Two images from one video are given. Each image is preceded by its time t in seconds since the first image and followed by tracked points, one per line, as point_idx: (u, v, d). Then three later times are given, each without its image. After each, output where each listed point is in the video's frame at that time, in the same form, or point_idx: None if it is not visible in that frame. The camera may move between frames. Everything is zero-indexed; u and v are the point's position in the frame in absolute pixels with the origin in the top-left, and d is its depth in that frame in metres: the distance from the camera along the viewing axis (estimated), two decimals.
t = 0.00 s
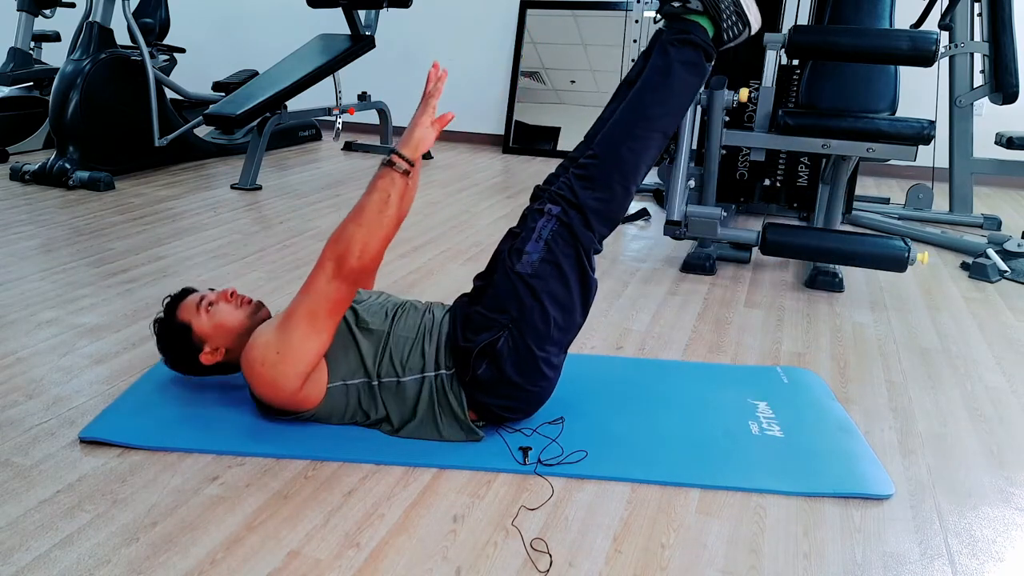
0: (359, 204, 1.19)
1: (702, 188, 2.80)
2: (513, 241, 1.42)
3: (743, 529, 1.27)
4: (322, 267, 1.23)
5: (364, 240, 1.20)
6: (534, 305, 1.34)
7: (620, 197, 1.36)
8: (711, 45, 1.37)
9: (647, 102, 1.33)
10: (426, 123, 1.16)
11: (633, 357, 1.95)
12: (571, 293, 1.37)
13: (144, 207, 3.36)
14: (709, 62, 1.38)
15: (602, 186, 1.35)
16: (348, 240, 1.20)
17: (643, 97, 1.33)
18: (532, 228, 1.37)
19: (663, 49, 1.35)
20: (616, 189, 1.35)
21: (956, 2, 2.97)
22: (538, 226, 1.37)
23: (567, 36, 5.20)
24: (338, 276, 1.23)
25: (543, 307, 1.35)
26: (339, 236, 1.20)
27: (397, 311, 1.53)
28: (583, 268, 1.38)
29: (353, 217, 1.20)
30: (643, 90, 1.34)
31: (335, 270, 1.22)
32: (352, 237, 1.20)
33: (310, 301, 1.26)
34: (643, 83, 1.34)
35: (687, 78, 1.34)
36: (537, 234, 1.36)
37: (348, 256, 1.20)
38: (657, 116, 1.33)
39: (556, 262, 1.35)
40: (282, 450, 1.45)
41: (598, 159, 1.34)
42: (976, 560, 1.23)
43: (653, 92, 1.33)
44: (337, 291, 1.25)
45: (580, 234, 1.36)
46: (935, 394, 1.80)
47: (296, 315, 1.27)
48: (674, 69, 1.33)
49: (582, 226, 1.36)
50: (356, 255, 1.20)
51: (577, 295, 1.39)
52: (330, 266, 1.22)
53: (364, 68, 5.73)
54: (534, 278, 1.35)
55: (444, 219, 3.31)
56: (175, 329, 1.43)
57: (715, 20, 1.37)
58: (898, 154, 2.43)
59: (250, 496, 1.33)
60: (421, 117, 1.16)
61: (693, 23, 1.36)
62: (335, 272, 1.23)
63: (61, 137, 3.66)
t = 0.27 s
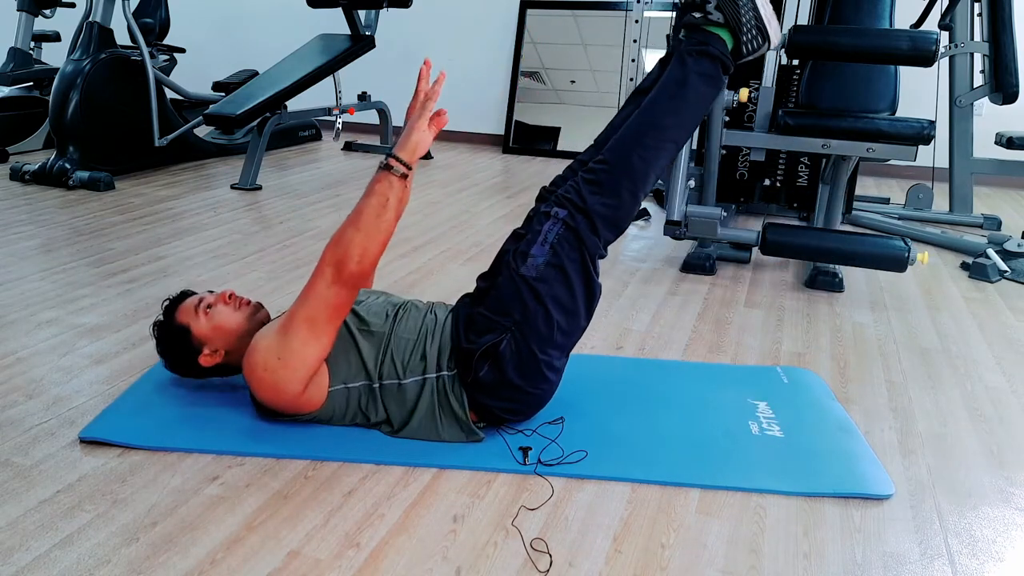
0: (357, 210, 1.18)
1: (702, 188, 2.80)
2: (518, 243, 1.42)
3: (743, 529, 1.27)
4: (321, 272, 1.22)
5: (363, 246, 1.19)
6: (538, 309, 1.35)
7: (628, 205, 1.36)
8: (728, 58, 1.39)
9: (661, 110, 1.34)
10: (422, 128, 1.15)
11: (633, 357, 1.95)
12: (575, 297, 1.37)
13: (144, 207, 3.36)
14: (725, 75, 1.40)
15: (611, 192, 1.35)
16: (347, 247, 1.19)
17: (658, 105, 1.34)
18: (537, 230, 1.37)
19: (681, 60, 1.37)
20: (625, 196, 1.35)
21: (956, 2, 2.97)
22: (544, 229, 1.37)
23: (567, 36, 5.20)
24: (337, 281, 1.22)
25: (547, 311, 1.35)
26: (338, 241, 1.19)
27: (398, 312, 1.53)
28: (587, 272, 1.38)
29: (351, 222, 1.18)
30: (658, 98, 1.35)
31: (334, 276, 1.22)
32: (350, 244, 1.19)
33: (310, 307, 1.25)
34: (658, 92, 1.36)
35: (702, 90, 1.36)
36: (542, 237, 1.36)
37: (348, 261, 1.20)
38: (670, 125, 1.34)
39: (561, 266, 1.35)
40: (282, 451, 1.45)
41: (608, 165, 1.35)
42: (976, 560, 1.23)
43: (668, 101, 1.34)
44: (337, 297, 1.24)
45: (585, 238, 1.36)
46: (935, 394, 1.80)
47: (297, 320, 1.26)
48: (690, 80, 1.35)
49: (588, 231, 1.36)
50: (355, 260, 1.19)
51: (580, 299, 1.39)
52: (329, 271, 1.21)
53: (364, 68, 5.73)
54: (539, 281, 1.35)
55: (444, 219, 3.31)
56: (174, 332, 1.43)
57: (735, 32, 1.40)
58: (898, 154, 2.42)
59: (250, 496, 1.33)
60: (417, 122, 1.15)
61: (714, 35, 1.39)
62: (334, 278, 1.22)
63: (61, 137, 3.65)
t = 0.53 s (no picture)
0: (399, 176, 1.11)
1: (702, 187, 2.80)
2: (512, 241, 1.42)
3: (743, 529, 1.27)
4: (357, 236, 1.15)
5: (400, 213, 1.11)
6: (535, 307, 1.35)
7: (621, 202, 1.35)
8: (725, 57, 1.39)
9: (658, 108, 1.34)
10: (472, 100, 1.12)
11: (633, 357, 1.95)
12: (572, 294, 1.37)
13: (144, 207, 3.36)
14: (723, 73, 1.40)
15: (604, 188, 1.35)
16: (385, 213, 1.11)
17: (654, 103, 1.34)
18: (531, 228, 1.37)
19: (679, 59, 1.37)
20: (618, 193, 1.35)
21: (956, 2, 2.97)
22: (537, 226, 1.36)
23: (567, 36, 5.20)
24: (371, 248, 1.15)
25: (544, 310, 1.35)
26: (377, 207, 1.12)
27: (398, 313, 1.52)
28: (582, 269, 1.37)
29: (393, 186, 1.11)
30: (654, 96, 1.35)
31: (369, 242, 1.15)
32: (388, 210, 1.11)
33: (342, 272, 1.19)
34: (655, 90, 1.36)
35: (699, 88, 1.36)
36: (536, 234, 1.36)
37: (383, 228, 1.12)
38: (665, 123, 1.34)
39: (555, 262, 1.35)
40: (282, 450, 1.45)
41: (603, 162, 1.34)
42: (976, 560, 1.23)
43: (664, 100, 1.35)
44: (371, 265, 1.18)
45: (579, 234, 1.35)
46: (935, 394, 1.80)
47: (327, 284, 1.21)
48: (687, 79, 1.35)
49: (582, 227, 1.36)
50: (390, 228, 1.12)
51: (576, 296, 1.38)
52: (364, 237, 1.15)
53: (364, 68, 5.73)
54: (534, 279, 1.34)
55: (444, 219, 3.31)
56: (194, 270, 1.37)
57: (734, 31, 1.40)
58: (898, 154, 2.42)
59: (250, 496, 1.33)
60: (467, 92, 1.12)
61: (712, 33, 1.38)
62: (368, 244, 1.15)
63: (61, 137, 3.65)
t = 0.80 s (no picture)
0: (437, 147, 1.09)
1: (702, 187, 2.80)
2: (504, 240, 1.41)
3: (743, 529, 1.27)
4: (386, 206, 1.14)
5: (435, 184, 1.09)
6: (532, 304, 1.34)
7: (609, 191, 1.33)
8: (702, 39, 1.36)
9: (638, 95, 1.31)
10: (514, 76, 1.08)
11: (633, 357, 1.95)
12: (567, 289, 1.37)
13: (144, 207, 3.36)
14: (701, 56, 1.37)
15: (590, 178, 1.32)
16: (419, 185, 1.10)
17: (634, 90, 1.31)
18: (521, 225, 1.36)
19: (654, 44, 1.33)
20: (605, 182, 1.32)
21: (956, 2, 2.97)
22: (527, 224, 1.35)
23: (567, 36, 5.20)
24: (399, 220, 1.14)
25: (542, 307, 1.35)
26: (411, 176, 1.10)
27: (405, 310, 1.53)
28: (576, 263, 1.37)
29: (429, 156, 1.09)
30: (634, 82, 1.32)
31: (398, 213, 1.13)
32: (424, 181, 1.09)
33: (369, 245, 1.17)
34: (634, 76, 1.33)
35: (677, 72, 1.33)
36: (527, 231, 1.35)
37: (415, 201, 1.11)
38: (647, 109, 1.31)
39: (549, 258, 1.34)
40: (283, 450, 1.45)
41: (587, 152, 1.31)
42: (976, 560, 1.23)
43: (643, 85, 1.31)
44: (397, 238, 1.16)
45: (570, 229, 1.34)
46: (935, 394, 1.80)
47: (352, 257, 1.19)
48: (665, 63, 1.32)
49: (573, 221, 1.34)
50: (422, 201, 1.11)
51: (572, 291, 1.38)
52: (394, 207, 1.13)
53: (364, 69, 5.73)
54: (530, 277, 1.34)
55: (444, 219, 3.31)
56: (221, 237, 1.36)
57: (708, 13, 1.36)
58: (898, 155, 2.44)
59: (250, 496, 1.33)
60: (509, 69, 1.07)
61: (687, 17, 1.35)
62: (398, 216, 1.13)
63: (61, 137, 3.66)
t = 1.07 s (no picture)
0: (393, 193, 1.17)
1: (702, 187, 2.80)
2: (509, 240, 1.41)
3: (743, 529, 1.27)
4: (350, 251, 1.21)
5: (395, 231, 1.17)
6: (535, 306, 1.35)
7: (618, 199, 1.35)
8: (718, 51, 1.37)
9: (653, 104, 1.33)
10: (465, 116, 1.15)
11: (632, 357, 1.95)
12: (570, 293, 1.38)
13: (144, 207, 3.36)
14: (716, 68, 1.38)
15: (600, 184, 1.34)
16: (379, 230, 1.17)
17: (649, 98, 1.33)
18: (528, 226, 1.36)
19: (671, 54, 1.35)
20: (614, 189, 1.34)
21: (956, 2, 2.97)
22: (535, 225, 1.35)
23: (567, 36, 5.20)
24: (364, 266, 1.21)
25: (544, 309, 1.35)
26: (373, 223, 1.18)
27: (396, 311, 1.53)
28: (581, 268, 1.38)
29: (386, 204, 1.17)
30: (649, 90, 1.33)
31: (362, 258, 1.21)
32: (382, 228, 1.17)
33: (336, 288, 1.24)
34: (650, 83, 1.34)
35: (693, 83, 1.35)
36: (534, 233, 1.35)
37: (379, 246, 1.18)
38: (661, 119, 1.33)
39: (555, 261, 1.35)
40: (283, 450, 1.45)
41: (600, 158, 1.33)
42: (976, 560, 1.23)
43: (659, 94, 1.33)
44: (363, 282, 1.23)
45: (577, 233, 1.35)
46: (935, 394, 1.80)
47: (321, 300, 1.25)
48: (681, 73, 1.34)
49: (580, 226, 1.35)
50: (386, 246, 1.18)
51: (575, 295, 1.39)
52: (360, 253, 1.20)
53: (364, 69, 5.73)
54: (534, 278, 1.34)
55: (444, 219, 3.31)
56: (198, 276, 1.37)
57: (725, 25, 1.38)
58: (898, 154, 2.43)
59: (250, 496, 1.33)
60: (461, 109, 1.15)
61: (704, 28, 1.37)
62: (363, 261, 1.21)
63: (61, 137, 3.66)
